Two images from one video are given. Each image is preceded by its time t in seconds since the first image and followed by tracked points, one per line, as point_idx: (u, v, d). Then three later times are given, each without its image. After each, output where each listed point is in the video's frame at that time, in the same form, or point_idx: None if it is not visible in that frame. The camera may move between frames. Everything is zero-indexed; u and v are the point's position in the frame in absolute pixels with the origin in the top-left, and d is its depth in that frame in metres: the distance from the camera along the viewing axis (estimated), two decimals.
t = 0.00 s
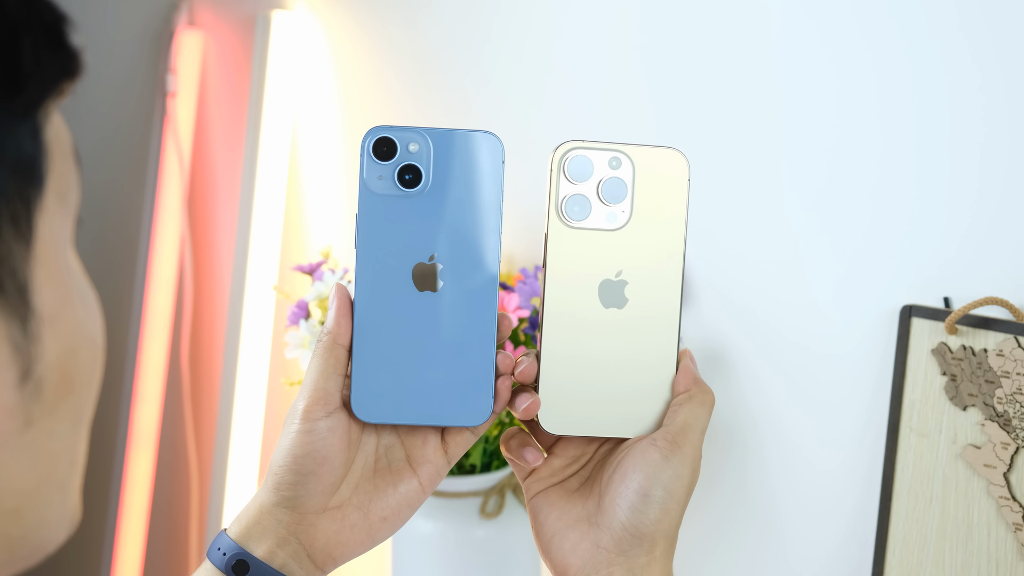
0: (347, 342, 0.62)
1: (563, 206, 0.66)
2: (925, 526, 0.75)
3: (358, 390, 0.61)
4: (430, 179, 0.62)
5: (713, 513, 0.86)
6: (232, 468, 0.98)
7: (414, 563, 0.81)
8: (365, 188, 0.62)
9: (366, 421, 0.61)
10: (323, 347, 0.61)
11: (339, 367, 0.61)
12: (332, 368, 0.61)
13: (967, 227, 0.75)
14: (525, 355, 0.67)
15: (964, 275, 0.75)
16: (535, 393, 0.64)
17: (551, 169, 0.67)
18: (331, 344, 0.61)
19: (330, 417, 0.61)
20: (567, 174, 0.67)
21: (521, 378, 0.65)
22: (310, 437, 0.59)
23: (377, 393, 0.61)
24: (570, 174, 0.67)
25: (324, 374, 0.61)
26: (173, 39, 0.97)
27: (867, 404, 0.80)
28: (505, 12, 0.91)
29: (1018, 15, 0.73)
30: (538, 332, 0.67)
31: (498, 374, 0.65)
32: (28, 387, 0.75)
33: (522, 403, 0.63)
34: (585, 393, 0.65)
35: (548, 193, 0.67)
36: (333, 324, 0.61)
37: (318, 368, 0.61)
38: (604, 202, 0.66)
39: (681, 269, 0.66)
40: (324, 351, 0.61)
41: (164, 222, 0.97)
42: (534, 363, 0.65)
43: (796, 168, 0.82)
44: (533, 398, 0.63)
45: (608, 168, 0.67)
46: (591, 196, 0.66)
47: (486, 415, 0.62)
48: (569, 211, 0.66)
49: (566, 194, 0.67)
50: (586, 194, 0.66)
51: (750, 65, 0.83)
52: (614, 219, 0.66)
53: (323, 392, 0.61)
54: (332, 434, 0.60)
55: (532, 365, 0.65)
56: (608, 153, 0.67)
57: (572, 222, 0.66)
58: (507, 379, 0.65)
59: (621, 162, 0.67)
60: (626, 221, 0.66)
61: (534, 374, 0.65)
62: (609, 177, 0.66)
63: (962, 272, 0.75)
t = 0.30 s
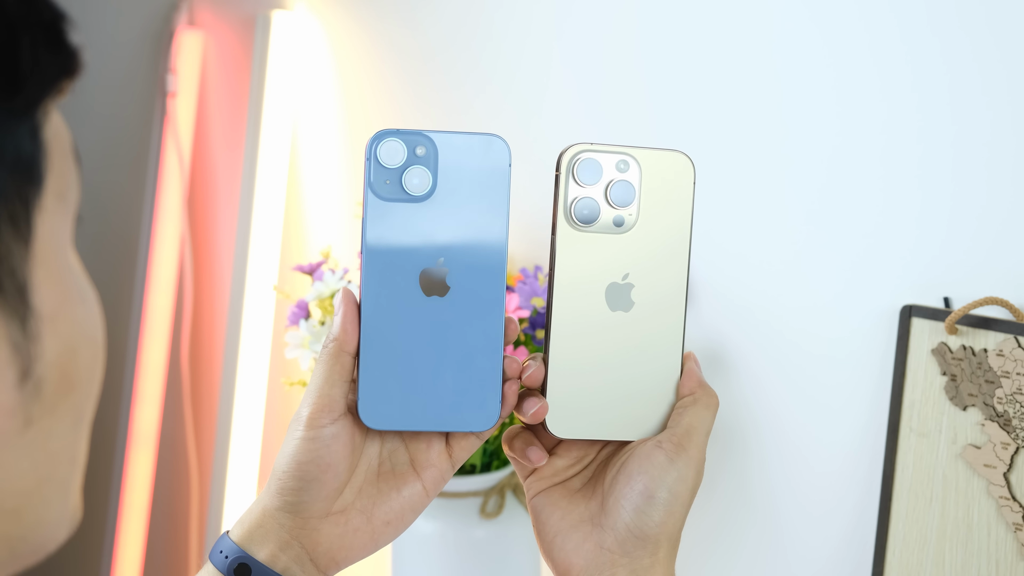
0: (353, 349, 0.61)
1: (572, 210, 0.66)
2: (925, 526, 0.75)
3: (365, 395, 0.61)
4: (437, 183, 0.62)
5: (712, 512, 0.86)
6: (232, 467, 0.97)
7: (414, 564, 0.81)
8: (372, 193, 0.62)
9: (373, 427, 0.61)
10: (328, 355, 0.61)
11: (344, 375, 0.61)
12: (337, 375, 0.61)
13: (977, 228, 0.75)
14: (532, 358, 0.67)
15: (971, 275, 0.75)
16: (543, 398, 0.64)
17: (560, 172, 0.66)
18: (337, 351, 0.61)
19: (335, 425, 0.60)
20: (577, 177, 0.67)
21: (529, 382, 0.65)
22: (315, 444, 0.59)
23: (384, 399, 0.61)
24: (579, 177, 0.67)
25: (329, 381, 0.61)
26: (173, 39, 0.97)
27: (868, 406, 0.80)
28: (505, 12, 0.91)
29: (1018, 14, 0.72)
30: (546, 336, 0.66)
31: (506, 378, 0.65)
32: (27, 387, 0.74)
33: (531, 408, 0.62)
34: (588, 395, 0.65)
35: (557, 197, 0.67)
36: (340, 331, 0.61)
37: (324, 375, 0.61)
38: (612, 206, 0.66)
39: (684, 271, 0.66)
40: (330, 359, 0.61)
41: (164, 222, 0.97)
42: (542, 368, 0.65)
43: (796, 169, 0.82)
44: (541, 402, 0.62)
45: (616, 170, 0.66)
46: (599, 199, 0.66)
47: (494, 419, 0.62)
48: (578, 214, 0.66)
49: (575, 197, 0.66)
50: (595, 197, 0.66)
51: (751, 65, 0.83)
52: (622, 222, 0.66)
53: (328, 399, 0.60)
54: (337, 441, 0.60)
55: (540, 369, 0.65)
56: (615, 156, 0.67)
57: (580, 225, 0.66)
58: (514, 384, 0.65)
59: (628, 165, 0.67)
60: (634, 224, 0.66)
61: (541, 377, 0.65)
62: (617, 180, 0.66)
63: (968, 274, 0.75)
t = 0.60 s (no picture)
0: (344, 341, 0.62)
1: (563, 206, 0.66)
2: (925, 526, 0.75)
3: (356, 390, 0.61)
4: (429, 180, 0.62)
5: (713, 512, 0.86)
6: (232, 468, 0.99)
7: (414, 564, 0.82)
8: (363, 189, 0.62)
9: (364, 420, 0.61)
10: (320, 344, 0.62)
11: (336, 365, 0.62)
12: (329, 366, 0.61)
13: (970, 227, 0.75)
14: (523, 354, 0.67)
15: (968, 274, 0.75)
16: (533, 394, 0.64)
17: (551, 169, 0.67)
18: (329, 342, 0.62)
19: (328, 415, 0.60)
20: (567, 174, 0.67)
21: (519, 377, 0.65)
22: (308, 434, 0.59)
23: (374, 394, 0.61)
24: (571, 175, 0.67)
25: (321, 371, 0.61)
26: (173, 38, 0.97)
27: (867, 405, 0.80)
28: (505, 12, 0.91)
29: (1018, 14, 0.73)
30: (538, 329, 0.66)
31: (496, 373, 0.65)
32: (24, 384, 0.77)
33: (519, 403, 0.63)
34: (584, 393, 0.65)
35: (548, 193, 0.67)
36: (332, 322, 0.62)
37: (315, 365, 0.61)
38: (603, 203, 0.66)
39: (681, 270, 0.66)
40: (322, 349, 0.62)
41: (164, 222, 0.97)
42: (532, 363, 0.65)
43: (796, 168, 0.82)
44: (530, 398, 0.63)
45: (608, 168, 0.67)
46: (591, 196, 0.66)
47: (484, 415, 0.62)
48: (569, 211, 0.66)
49: (566, 194, 0.67)
50: (586, 194, 0.66)
51: (750, 65, 0.83)
52: (614, 219, 0.66)
53: (321, 389, 0.61)
54: (331, 431, 0.60)
55: (530, 364, 0.65)
56: (608, 154, 0.67)
57: (572, 222, 0.66)
58: (505, 379, 0.64)
59: (621, 162, 0.67)
60: (626, 222, 0.66)
61: (532, 373, 0.65)
62: (609, 177, 0.66)
63: (965, 272, 0.75)
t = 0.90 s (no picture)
0: (341, 338, 0.62)
1: (558, 204, 0.67)
2: (925, 526, 0.75)
3: (353, 387, 0.61)
4: (423, 177, 0.62)
5: (712, 513, 0.85)
6: (232, 468, 0.99)
7: (414, 563, 0.81)
8: (357, 186, 0.62)
9: (360, 417, 0.61)
10: (316, 342, 0.62)
11: (332, 362, 0.61)
12: (325, 362, 0.61)
13: (965, 225, 0.75)
14: (518, 352, 0.67)
15: (963, 273, 0.75)
16: (528, 391, 0.64)
17: (547, 168, 0.67)
18: (325, 338, 0.61)
19: (324, 411, 0.60)
20: (563, 173, 0.67)
21: (514, 374, 0.65)
22: (305, 430, 0.59)
23: (370, 391, 0.61)
24: (566, 174, 0.67)
25: (318, 368, 0.61)
26: (173, 39, 0.97)
27: (867, 405, 0.80)
28: (505, 12, 0.92)
29: (1018, 14, 0.73)
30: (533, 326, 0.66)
31: (491, 371, 0.66)
32: (22, 381, 0.80)
33: (515, 401, 0.62)
34: (581, 393, 0.65)
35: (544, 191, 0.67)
36: (327, 318, 0.62)
37: (312, 362, 0.61)
38: (599, 202, 0.66)
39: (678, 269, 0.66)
40: (318, 345, 0.62)
41: (164, 222, 0.97)
42: (527, 361, 0.65)
43: (796, 168, 0.82)
44: (525, 395, 0.62)
45: (604, 167, 0.67)
46: (586, 195, 0.66)
47: (479, 412, 0.62)
48: (564, 209, 0.66)
49: (561, 192, 0.67)
50: (581, 192, 0.66)
51: (750, 64, 0.83)
52: (609, 218, 0.66)
53: (317, 385, 0.61)
54: (327, 427, 0.60)
55: (525, 362, 0.65)
56: (603, 153, 0.67)
57: (567, 221, 0.66)
58: (500, 376, 0.66)
59: (616, 162, 0.67)
60: (622, 221, 0.66)
61: (527, 370, 0.65)
62: (604, 176, 0.66)
63: (959, 272, 0.76)
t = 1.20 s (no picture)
0: (348, 343, 0.62)
1: (563, 208, 0.66)
2: (925, 526, 0.75)
3: (360, 391, 0.61)
4: (432, 180, 0.62)
5: (712, 512, 0.86)
6: (233, 466, 0.99)
7: (414, 563, 0.82)
8: (367, 190, 0.62)
9: (368, 422, 0.61)
10: (322, 347, 0.61)
11: (337, 368, 0.61)
12: (330, 369, 0.61)
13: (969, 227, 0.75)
14: (526, 356, 0.67)
15: (965, 274, 0.75)
16: (535, 395, 0.64)
17: (552, 171, 0.66)
18: (331, 344, 0.61)
19: (328, 418, 0.60)
20: (568, 176, 0.66)
21: (522, 379, 0.65)
22: (308, 438, 0.59)
23: (378, 395, 0.61)
24: (570, 176, 0.66)
25: (323, 374, 0.60)
26: (173, 39, 0.97)
27: (867, 405, 0.80)
28: (505, 12, 0.91)
29: (1017, 15, 0.73)
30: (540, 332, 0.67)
31: (499, 374, 0.65)
32: (25, 382, 0.79)
33: (523, 406, 0.63)
34: (585, 395, 0.65)
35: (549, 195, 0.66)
36: (336, 324, 0.61)
37: (317, 368, 0.61)
38: (604, 204, 0.66)
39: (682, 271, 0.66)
40: (324, 351, 0.61)
41: (163, 221, 0.97)
42: (535, 364, 0.65)
43: (796, 169, 0.82)
44: (534, 400, 0.63)
45: (609, 170, 0.66)
46: (591, 198, 0.66)
47: (486, 417, 0.62)
48: (569, 213, 0.66)
49: (567, 196, 0.66)
50: (586, 196, 0.66)
51: (751, 65, 0.83)
52: (614, 221, 0.66)
53: (321, 392, 0.60)
54: (331, 434, 0.60)
55: (533, 366, 0.65)
56: (608, 156, 0.66)
57: (572, 224, 0.66)
58: (508, 380, 0.64)
59: (621, 164, 0.67)
60: (627, 224, 0.66)
61: (535, 375, 0.65)
62: (609, 180, 0.66)
63: (962, 272, 0.76)
